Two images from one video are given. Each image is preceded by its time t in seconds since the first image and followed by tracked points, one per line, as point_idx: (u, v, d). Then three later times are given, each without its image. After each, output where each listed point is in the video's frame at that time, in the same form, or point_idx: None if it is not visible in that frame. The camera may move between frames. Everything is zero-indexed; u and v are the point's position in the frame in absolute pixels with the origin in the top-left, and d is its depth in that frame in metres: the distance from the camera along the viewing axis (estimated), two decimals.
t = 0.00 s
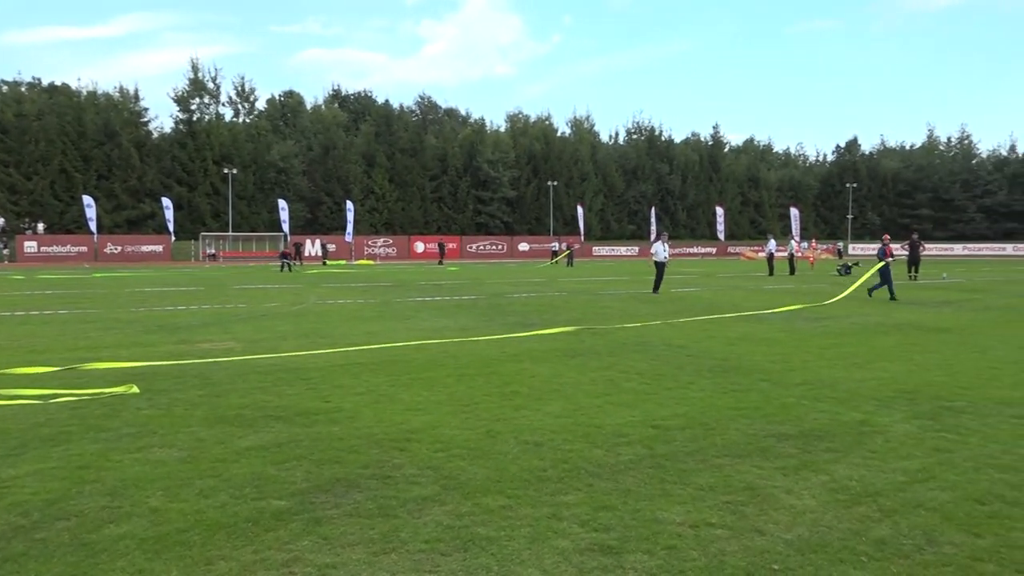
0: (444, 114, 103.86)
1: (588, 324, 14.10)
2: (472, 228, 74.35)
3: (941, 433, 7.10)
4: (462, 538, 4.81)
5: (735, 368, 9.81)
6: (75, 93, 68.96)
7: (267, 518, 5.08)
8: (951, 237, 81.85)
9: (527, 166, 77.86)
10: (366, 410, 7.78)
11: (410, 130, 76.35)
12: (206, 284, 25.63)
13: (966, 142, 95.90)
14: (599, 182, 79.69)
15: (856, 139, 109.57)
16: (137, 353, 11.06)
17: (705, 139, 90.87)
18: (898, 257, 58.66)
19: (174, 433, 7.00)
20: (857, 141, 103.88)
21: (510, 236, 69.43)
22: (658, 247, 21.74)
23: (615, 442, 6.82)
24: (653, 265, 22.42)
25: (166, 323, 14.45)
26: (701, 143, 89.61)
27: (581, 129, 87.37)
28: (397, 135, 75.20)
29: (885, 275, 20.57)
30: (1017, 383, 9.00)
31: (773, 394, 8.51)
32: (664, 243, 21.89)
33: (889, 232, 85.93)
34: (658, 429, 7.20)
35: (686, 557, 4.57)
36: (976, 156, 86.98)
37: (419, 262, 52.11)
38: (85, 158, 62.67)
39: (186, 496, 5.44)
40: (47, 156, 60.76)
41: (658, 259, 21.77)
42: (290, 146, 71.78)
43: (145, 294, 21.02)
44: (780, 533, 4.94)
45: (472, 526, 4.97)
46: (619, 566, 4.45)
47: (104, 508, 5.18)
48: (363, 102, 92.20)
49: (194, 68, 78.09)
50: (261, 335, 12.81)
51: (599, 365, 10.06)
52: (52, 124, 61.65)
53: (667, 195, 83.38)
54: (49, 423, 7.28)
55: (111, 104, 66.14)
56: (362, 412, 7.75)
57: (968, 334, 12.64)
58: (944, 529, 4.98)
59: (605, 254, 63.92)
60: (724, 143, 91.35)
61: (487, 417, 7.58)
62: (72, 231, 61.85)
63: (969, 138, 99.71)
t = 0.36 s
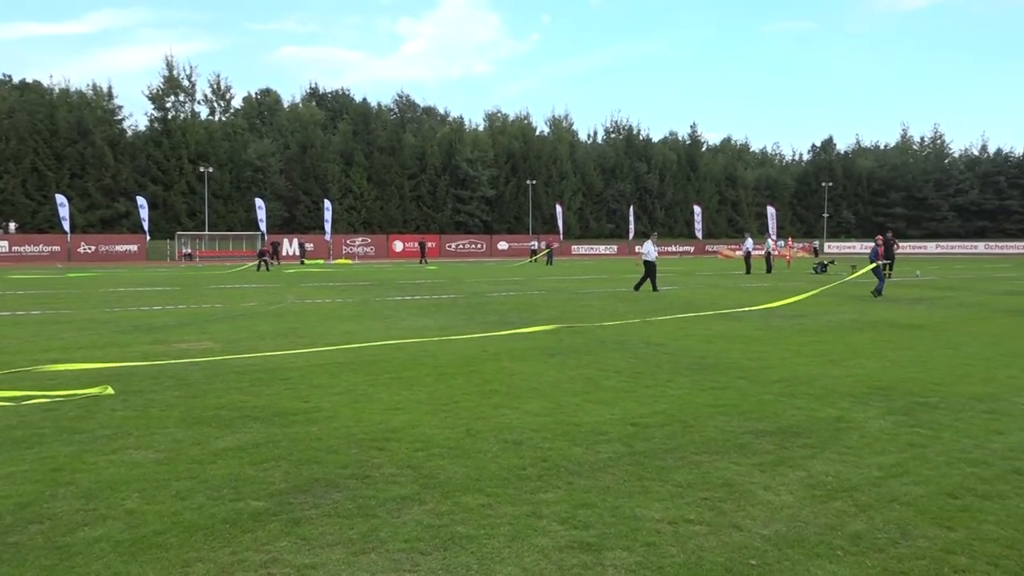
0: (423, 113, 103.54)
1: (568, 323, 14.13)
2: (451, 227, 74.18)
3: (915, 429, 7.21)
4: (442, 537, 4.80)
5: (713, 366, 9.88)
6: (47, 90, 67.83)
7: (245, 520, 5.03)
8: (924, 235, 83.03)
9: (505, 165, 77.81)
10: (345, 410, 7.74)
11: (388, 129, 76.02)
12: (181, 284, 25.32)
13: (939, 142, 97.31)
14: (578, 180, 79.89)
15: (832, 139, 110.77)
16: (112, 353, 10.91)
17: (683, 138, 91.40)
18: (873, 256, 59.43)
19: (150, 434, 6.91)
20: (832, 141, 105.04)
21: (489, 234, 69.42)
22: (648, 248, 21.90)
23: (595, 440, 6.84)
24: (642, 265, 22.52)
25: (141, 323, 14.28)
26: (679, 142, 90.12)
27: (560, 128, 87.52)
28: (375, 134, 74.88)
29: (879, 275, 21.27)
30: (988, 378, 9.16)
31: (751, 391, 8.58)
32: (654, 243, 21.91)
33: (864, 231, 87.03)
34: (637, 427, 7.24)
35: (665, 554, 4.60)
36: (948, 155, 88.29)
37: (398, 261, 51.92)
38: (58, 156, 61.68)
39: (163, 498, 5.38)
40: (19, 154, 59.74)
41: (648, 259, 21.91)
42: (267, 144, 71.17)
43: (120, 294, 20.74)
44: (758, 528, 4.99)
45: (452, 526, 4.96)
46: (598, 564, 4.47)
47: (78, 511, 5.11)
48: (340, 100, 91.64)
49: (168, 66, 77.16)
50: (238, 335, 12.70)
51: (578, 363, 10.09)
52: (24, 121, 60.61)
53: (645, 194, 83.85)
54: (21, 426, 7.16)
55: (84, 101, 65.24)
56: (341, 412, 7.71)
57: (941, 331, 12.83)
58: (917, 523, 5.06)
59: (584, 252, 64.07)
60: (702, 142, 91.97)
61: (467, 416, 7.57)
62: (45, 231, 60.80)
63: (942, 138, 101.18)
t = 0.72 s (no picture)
0: (417, 113, 103.43)
1: (564, 323, 14.16)
2: (445, 227, 74.15)
3: (908, 427, 7.24)
4: (437, 537, 4.80)
5: (707, 365, 9.92)
6: (39, 91, 67.58)
7: (239, 521, 5.02)
8: (918, 234, 83.24)
9: (500, 165, 77.70)
10: (340, 411, 7.75)
11: (382, 130, 75.86)
12: (176, 285, 25.27)
13: (931, 141, 97.58)
14: (572, 180, 79.88)
15: (825, 138, 110.97)
16: (105, 355, 10.88)
17: (678, 138, 91.49)
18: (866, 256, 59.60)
19: (144, 436, 6.90)
20: (826, 140, 105.27)
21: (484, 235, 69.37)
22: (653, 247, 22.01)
23: (590, 439, 6.86)
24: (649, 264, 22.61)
25: (135, 325, 14.26)
26: (673, 142, 90.18)
27: (554, 128, 87.53)
28: (369, 135, 74.80)
29: (876, 272, 21.43)
30: (981, 376, 9.20)
31: (745, 390, 8.60)
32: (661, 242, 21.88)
33: (858, 229, 87.27)
34: (632, 427, 7.25)
35: (660, 553, 4.61)
36: (941, 154, 88.49)
37: (393, 262, 51.86)
38: (50, 158, 61.46)
39: (158, 500, 5.37)
40: (12, 156, 59.55)
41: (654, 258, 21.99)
42: (261, 145, 71.01)
43: (114, 296, 20.71)
44: (754, 527, 5.00)
45: (447, 526, 4.96)
46: (595, 563, 4.48)
47: (73, 513, 5.10)
48: (334, 100, 91.50)
49: (161, 66, 76.90)
50: (233, 336, 12.69)
51: (573, 363, 10.10)
52: (16, 123, 60.35)
53: (640, 193, 83.99)
54: (14, 428, 7.13)
55: (77, 102, 65.04)
56: (336, 413, 7.71)
57: (934, 330, 12.87)
58: (911, 521, 5.08)
59: (579, 252, 64.09)
60: (696, 142, 92.09)
61: (462, 416, 7.57)
62: (37, 232, 60.57)
63: (935, 137, 101.50)
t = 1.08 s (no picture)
0: (413, 113, 103.42)
1: (561, 323, 14.16)
2: (441, 227, 74.17)
3: (904, 426, 7.25)
4: (434, 538, 4.80)
5: (704, 365, 9.93)
6: (35, 92, 67.46)
7: (235, 522, 5.03)
8: (914, 234, 83.40)
9: (496, 166, 77.68)
10: (336, 411, 7.74)
11: (378, 130, 75.76)
12: (172, 286, 25.25)
13: (927, 141, 97.73)
14: (568, 181, 79.92)
15: (821, 137, 111.07)
16: (102, 357, 10.87)
17: (674, 138, 91.55)
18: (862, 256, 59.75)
19: (140, 437, 6.89)
20: (821, 140, 105.38)
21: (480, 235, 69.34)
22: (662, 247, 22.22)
23: (587, 439, 6.86)
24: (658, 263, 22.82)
25: (132, 326, 14.25)
26: (669, 142, 90.20)
27: (551, 128, 87.56)
28: (365, 135, 74.67)
29: (872, 272, 21.49)
30: (976, 375, 9.22)
31: (741, 390, 8.61)
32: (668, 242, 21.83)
33: (854, 229, 87.42)
34: (628, 427, 7.25)
35: (657, 553, 4.61)
36: (937, 153, 88.64)
37: (390, 262, 51.82)
38: (46, 159, 61.31)
39: (153, 501, 5.36)
40: (7, 157, 59.41)
41: (660, 259, 22.16)
42: (257, 146, 70.91)
43: (111, 297, 20.69)
44: (749, 527, 5.01)
45: (444, 526, 4.96)
46: (591, 563, 4.48)
47: (69, 515, 5.09)
48: (331, 101, 91.43)
49: (157, 67, 76.77)
50: (230, 337, 12.67)
51: (569, 363, 10.11)
52: (11, 124, 60.18)
53: (636, 193, 84.02)
54: (10, 430, 7.12)
55: (73, 103, 64.94)
56: (332, 413, 7.70)
57: (930, 329, 12.89)
58: (907, 520, 5.09)
59: (576, 252, 64.08)
60: (692, 142, 92.14)
61: (458, 417, 7.57)
62: (33, 233, 60.46)
63: (930, 136, 101.70)
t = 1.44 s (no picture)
0: (418, 109, 103.36)
1: (566, 318, 14.16)
2: (446, 223, 74.13)
3: (909, 421, 7.23)
4: (439, 532, 4.81)
5: (709, 360, 9.92)
6: (39, 89, 67.58)
7: (242, 517, 5.04)
8: (920, 228, 83.00)
9: (501, 161, 77.62)
10: (342, 407, 7.76)
11: (383, 126, 75.63)
12: (177, 282, 25.28)
13: (933, 135, 97.22)
14: (573, 176, 79.82)
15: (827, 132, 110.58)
16: (108, 353, 10.91)
17: (679, 133, 91.29)
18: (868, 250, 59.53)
19: (147, 433, 6.92)
20: (827, 134, 104.89)
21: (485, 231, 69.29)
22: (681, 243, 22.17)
23: (591, 435, 6.86)
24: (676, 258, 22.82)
25: (139, 322, 14.30)
26: (674, 137, 89.91)
27: (555, 123, 87.40)
28: (370, 131, 74.57)
29: (877, 268, 21.44)
30: (983, 370, 9.19)
31: (746, 385, 8.60)
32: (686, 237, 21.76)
33: (860, 224, 87.11)
34: (633, 422, 7.25)
35: (661, 547, 4.61)
36: (943, 147, 88.23)
37: (395, 258, 51.86)
38: (51, 156, 61.46)
39: (160, 496, 5.39)
40: (13, 154, 59.55)
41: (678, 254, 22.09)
42: (261, 142, 70.97)
43: (117, 293, 20.77)
44: (754, 521, 5.01)
45: (449, 521, 4.97)
46: (596, 558, 4.49)
47: (76, 510, 5.12)
48: (335, 97, 91.39)
49: (161, 64, 76.82)
50: (235, 333, 12.71)
51: (575, 359, 10.10)
52: (17, 121, 60.30)
53: (641, 188, 83.66)
54: (18, 426, 7.16)
55: (77, 101, 65.05)
56: (338, 409, 7.72)
57: (936, 324, 12.85)
58: (912, 515, 5.08)
59: (581, 248, 64.01)
60: (697, 137, 91.83)
61: (463, 413, 7.57)
62: (39, 231, 60.66)
63: (936, 130, 101.22)
